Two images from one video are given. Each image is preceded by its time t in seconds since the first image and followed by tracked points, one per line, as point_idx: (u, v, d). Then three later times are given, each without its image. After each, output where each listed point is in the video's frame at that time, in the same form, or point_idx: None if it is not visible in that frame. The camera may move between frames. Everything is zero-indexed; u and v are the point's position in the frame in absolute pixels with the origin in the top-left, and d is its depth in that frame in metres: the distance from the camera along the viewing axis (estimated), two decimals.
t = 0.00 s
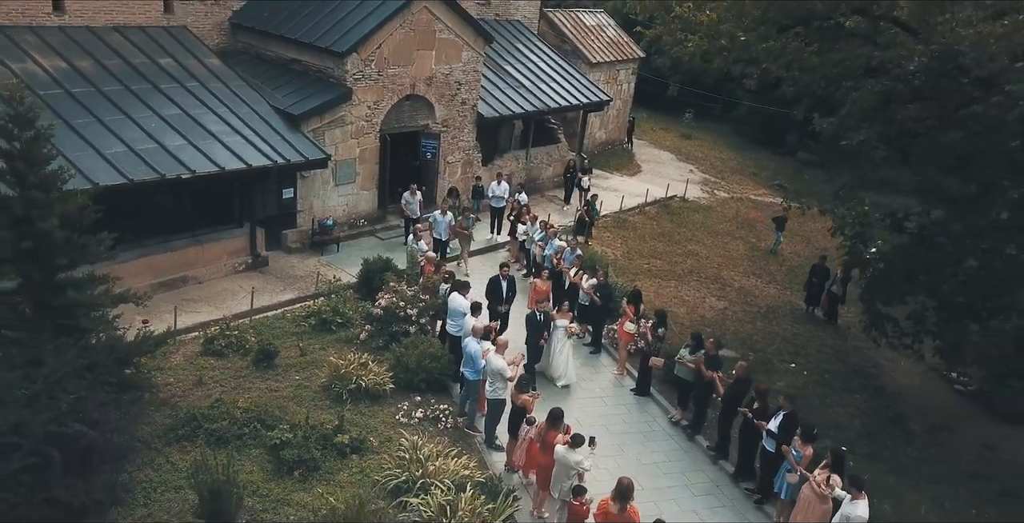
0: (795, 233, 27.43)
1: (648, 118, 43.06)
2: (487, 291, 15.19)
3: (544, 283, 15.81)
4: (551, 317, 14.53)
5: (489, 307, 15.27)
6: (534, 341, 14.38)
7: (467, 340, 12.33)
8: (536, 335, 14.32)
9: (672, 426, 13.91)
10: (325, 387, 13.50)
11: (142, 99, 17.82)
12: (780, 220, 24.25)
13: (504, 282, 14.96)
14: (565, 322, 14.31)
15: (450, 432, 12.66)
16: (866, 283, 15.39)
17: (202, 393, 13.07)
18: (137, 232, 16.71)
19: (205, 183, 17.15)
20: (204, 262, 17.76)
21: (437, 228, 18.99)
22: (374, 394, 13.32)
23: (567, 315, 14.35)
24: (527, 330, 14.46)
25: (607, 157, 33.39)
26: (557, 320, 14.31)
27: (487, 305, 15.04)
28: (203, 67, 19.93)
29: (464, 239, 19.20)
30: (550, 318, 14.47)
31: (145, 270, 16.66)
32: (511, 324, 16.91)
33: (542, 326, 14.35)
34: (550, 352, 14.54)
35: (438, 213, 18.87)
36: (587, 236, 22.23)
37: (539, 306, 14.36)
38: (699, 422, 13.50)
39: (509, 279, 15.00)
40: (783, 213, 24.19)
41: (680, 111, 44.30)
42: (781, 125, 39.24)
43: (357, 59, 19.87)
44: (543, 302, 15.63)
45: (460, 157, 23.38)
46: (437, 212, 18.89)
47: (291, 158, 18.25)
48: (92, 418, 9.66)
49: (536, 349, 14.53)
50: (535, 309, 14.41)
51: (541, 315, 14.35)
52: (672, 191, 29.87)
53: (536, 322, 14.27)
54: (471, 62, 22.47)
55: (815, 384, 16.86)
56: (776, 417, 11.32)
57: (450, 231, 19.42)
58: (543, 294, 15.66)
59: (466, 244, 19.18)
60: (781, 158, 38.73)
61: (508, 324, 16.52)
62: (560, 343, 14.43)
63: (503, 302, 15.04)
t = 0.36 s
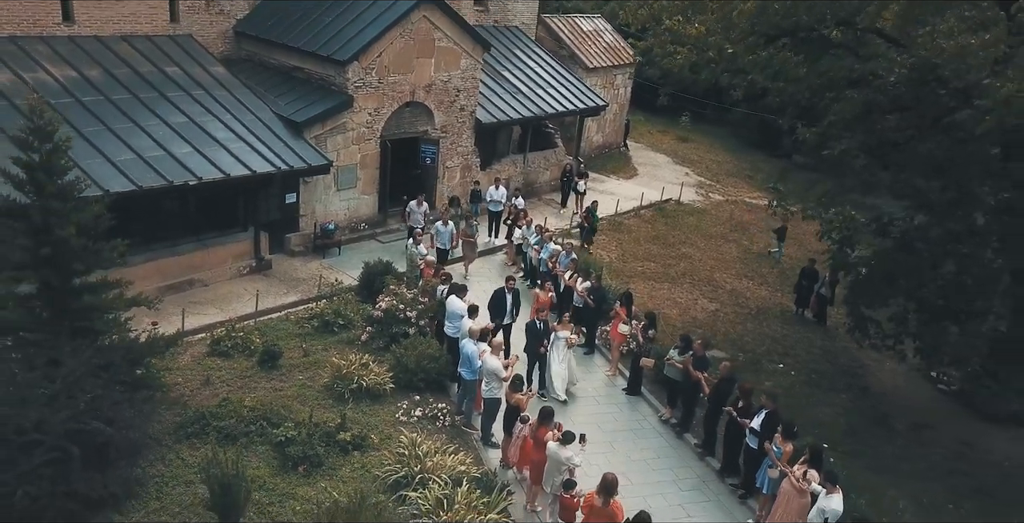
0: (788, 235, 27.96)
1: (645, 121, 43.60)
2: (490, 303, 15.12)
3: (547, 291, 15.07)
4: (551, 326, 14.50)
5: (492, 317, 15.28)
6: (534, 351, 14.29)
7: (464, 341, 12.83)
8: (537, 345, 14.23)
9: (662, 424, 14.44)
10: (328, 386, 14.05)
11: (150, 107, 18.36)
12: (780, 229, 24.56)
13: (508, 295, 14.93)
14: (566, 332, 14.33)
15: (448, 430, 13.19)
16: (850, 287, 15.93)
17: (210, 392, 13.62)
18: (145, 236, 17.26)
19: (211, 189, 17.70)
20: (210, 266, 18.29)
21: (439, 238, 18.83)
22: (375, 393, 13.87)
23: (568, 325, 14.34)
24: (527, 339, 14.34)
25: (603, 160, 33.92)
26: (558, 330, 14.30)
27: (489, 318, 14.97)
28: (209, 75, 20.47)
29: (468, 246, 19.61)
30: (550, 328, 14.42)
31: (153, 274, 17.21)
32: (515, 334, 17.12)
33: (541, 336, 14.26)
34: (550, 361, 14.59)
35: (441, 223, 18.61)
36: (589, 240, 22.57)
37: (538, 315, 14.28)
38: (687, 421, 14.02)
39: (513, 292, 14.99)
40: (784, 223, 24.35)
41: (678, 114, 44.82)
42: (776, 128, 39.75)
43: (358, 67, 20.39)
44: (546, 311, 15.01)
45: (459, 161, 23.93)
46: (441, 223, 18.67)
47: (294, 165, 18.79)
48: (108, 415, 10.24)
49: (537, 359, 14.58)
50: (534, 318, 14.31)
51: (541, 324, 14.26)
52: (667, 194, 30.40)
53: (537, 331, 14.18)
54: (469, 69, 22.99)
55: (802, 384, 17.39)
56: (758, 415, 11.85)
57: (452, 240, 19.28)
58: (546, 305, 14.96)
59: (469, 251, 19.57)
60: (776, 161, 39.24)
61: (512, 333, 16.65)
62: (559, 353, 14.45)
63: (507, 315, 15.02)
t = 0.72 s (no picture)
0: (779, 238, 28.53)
1: (641, 125, 44.19)
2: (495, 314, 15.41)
3: (549, 304, 15.50)
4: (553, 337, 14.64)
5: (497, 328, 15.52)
6: (536, 362, 14.51)
7: (460, 345, 13.42)
8: (538, 356, 14.46)
9: (650, 424, 15.03)
10: (329, 387, 14.66)
11: (157, 117, 18.98)
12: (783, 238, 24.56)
13: (513, 305, 15.19)
14: (567, 343, 14.43)
15: (444, 429, 13.79)
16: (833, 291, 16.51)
17: (216, 393, 14.22)
18: (152, 242, 17.87)
19: (216, 196, 18.30)
20: (215, 270, 18.91)
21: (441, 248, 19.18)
22: (374, 394, 14.48)
23: (568, 335, 14.45)
24: (529, 350, 14.55)
25: (599, 165, 34.50)
26: (558, 341, 14.39)
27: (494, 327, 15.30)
28: (213, 84, 21.08)
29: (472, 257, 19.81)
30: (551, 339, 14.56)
31: (161, 278, 17.82)
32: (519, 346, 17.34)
33: (544, 347, 14.46)
34: (551, 371, 14.77)
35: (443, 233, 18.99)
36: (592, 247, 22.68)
37: (541, 326, 14.48)
38: (674, 420, 14.62)
39: (518, 302, 15.24)
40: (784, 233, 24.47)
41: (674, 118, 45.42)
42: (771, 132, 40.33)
43: (358, 77, 20.98)
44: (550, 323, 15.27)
45: (457, 168, 24.55)
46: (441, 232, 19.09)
47: (296, 173, 19.40)
48: (123, 414, 10.88)
49: (539, 369, 14.71)
50: (538, 329, 14.50)
51: (543, 335, 14.46)
52: (661, 198, 31.00)
53: (539, 342, 14.40)
54: (467, 78, 23.59)
55: (787, 384, 17.97)
56: (738, 414, 12.47)
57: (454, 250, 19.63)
58: (548, 317, 15.26)
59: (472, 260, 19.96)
60: (770, 164, 39.82)
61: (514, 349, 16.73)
62: (562, 363, 14.64)
63: (510, 326, 15.27)
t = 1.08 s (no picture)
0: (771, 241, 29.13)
1: (638, 128, 44.79)
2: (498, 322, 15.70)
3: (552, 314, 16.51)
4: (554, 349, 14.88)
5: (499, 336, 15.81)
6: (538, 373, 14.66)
7: (457, 346, 14.04)
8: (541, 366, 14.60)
9: (640, 422, 15.63)
10: (332, 387, 15.28)
11: (164, 125, 19.59)
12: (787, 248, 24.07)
13: (515, 317, 15.59)
14: (568, 355, 14.72)
15: (442, 427, 14.41)
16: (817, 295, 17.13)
17: (223, 392, 14.83)
18: (159, 247, 18.48)
19: (222, 203, 18.92)
20: (221, 274, 19.54)
21: (446, 256, 19.50)
22: (375, 393, 15.10)
23: (570, 347, 14.73)
24: (531, 361, 14.71)
25: (596, 169, 35.10)
26: (560, 353, 14.68)
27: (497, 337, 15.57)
28: (218, 93, 21.68)
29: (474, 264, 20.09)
30: (552, 350, 14.75)
31: (169, 282, 18.45)
32: (520, 352, 17.78)
33: (545, 358, 14.64)
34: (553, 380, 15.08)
35: (449, 241, 19.33)
36: (593, 258, 23.45)
37: (543, 337, 14.62)
38: (663, 418, 15.22)
39: (519, 314, 15.63)
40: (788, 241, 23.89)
41: (670, 121, 46.05)
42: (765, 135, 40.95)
43: (359, 86, 21.59)
44: (552, 331, 16.37)
45: (455, 173, 25.17)
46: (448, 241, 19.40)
47: (299, 179, 20.02)
48: (137, 412, 11.52)
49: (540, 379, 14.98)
50: (539, 340, 14.67)
51: (545, 346, 14.59)
52: (656, 202, 31.61)
53: (541, 354, 14.58)
54: (465, 86, 24.20)
55: (775, 384, 18.57)
56: (722, 413, 13.06)
57: (459, 257, 19.97)
58: (551, 324, 16.37)
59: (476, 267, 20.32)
60: (764, 168, 40.43)
61: (515, 354, 17.09)
62: (563, 373, 14.93)
63: (512, 335, 15.55)
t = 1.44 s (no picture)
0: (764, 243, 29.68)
1: (635, 131, 45.35)
2: (500, 331, 16.26)
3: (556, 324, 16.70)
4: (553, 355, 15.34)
5: (503, 344, 16.32)
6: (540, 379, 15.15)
7: (454, 346, 14.58)
8: (542, 373, 15.12)
9: (632, 419, 16.21)
10: (334, 386, 15.85)
11: (171, 132, 20.18)
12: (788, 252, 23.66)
13: (517, 324, 15.97)
14: (568, 361, 15.18)
15: (440, 424, 15.01)
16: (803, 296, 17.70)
17: (229, 391, 15.39)
18: (166, 250, 19.07)
19: (227, 207, 19.50)
20: (226, 276, 20.12)
21: (450, 264, 20.12)
22: (375, 392, 15.68)
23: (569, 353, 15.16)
24: (532, 368, 15.22)
25: (593, 171, 35.67)
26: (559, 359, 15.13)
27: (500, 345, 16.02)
28: (223, 99, 22.27)
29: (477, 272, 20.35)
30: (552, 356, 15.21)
31: (176, 284, 19.03)
32: (524, 363, 18.01)
33: (546, 364, 15.15)
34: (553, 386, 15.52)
35: (451, 250, 19.92)
36: (592, 261, 23.79)
37: (541, 345, 15.07)
38: (654, 416, 15.77)
39: (522, 321, 16.01)
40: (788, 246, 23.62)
41: (667, 124, 46.61)
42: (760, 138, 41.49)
43: (361, 92, 22.17)
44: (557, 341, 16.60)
45: (454, 177, 25.76)
46: (451, 250, 20.01)
47: (302, 184, 20.60)
48: (149, 408, 12.10)
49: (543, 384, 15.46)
50: (537, 347, 15.13)
51: (544, 353, 15.07)
52: (651, 204, 32.17)
53: (541, 360, 15.03)
54: (463, 91, 24.79)
55: (764, 383, 19.13)
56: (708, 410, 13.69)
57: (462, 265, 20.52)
58: (555, 335, 16.54)
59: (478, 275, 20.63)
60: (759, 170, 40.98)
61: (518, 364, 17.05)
62: (563, 379, 15.37)
63: (516, 342, 16.01)
